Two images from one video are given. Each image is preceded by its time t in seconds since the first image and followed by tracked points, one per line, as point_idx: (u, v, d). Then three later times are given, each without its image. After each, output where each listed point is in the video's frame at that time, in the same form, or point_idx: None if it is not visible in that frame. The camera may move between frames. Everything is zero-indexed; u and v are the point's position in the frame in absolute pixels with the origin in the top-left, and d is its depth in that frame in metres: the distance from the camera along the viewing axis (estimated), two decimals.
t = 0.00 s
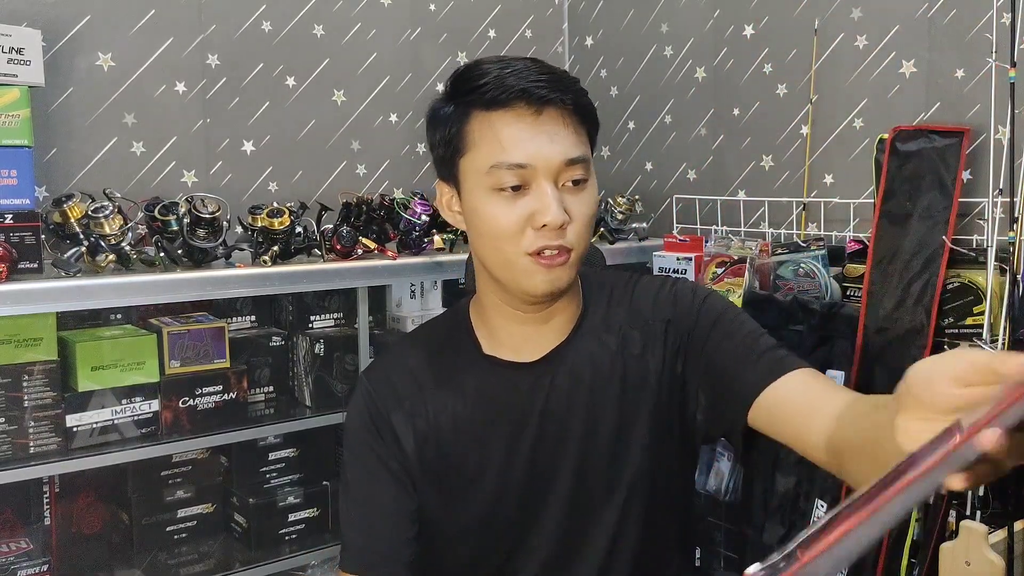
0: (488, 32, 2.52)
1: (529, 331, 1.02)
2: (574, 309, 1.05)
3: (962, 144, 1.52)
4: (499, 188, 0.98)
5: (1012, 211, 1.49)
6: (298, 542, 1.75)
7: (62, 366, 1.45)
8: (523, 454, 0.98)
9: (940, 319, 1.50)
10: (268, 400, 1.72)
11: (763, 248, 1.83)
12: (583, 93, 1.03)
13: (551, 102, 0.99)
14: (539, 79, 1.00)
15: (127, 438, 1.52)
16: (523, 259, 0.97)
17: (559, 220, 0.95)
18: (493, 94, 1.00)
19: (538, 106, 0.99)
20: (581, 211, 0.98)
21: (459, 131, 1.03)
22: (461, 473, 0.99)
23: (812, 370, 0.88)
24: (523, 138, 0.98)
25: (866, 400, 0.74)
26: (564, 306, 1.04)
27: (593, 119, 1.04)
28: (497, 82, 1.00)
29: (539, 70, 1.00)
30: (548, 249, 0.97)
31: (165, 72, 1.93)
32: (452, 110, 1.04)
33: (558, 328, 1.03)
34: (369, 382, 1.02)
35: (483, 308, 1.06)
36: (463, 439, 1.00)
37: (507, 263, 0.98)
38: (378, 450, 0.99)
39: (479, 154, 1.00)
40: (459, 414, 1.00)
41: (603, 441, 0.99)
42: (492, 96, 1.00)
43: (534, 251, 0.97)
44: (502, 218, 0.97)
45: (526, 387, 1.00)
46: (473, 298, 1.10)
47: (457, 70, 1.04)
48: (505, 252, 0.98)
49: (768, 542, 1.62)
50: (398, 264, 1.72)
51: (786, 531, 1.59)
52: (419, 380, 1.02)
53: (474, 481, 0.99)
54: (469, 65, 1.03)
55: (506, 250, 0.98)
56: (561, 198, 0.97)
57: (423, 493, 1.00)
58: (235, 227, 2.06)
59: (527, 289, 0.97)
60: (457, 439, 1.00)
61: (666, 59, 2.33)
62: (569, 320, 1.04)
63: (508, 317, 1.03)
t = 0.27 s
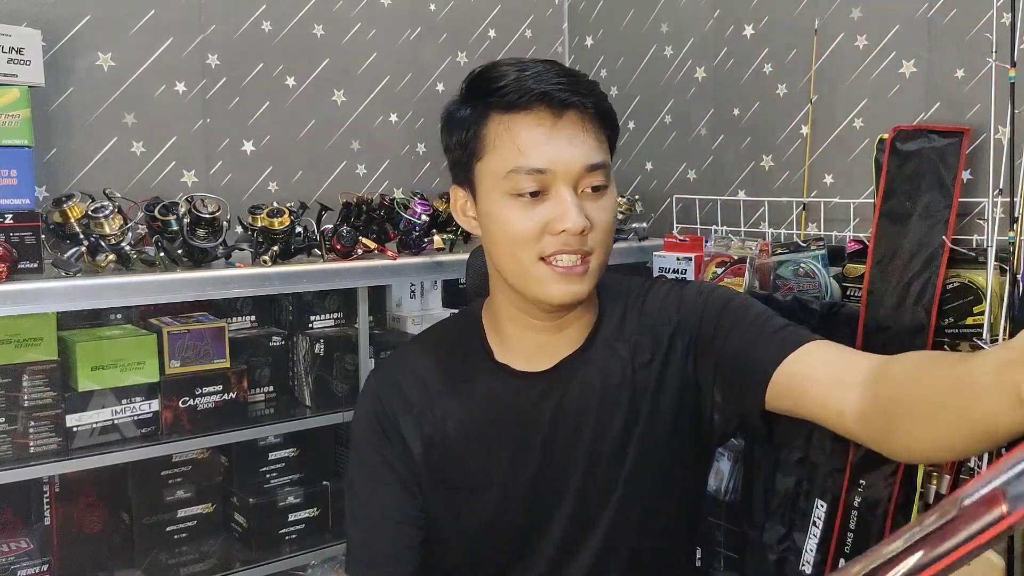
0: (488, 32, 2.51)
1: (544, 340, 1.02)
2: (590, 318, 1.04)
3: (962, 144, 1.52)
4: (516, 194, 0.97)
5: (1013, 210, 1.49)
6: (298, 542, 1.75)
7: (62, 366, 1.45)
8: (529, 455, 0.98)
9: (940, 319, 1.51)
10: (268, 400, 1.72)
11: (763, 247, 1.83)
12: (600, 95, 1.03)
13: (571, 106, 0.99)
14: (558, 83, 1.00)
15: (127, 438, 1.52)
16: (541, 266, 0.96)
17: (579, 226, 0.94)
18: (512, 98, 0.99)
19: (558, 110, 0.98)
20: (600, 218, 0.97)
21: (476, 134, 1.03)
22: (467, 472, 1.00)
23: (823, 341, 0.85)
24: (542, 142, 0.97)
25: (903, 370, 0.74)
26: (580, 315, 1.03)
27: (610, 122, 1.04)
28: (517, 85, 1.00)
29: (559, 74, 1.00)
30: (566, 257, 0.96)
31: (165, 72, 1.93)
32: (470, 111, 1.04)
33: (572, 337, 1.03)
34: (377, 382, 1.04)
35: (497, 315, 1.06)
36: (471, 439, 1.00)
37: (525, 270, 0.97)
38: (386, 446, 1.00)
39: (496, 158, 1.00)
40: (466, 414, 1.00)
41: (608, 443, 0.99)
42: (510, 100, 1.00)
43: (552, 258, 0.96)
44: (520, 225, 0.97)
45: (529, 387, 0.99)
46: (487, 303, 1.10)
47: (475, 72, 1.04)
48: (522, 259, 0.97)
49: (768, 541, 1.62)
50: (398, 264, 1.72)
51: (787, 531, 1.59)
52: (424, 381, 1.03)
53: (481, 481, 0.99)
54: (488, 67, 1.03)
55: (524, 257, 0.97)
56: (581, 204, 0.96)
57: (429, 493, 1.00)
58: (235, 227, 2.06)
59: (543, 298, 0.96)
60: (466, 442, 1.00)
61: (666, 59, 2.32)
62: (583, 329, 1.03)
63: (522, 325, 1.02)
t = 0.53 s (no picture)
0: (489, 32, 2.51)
1: (554, 354, 1.00)
2: (600, 331, 1.03)
3: (962, 144, 1.52)
4: (523, 206, 0.97)
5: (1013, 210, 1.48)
6: (298, 542, 1.75)
7: (62, 366, 1.45)
8: (529, 454, 0.99)
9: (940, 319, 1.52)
10: (268, 400, 1.72)
11: (763, 247, 1.83)
12: (612, 101, 1.02)
13: (580, 115, 0.98)
14: (569, 91, 0.99)
15: (126, 438, 1.52)
16: (547, 280, 0.96)
17: (586, 240, 0.93)
18: (521, 107, 0.99)
19: (567, 120, 0.97)
20: (609, 231, 0.96)
21: (484, 141, 1.02)
22: (468, 471, 1.00)
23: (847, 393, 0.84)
24: (550, 154, 0.96)
25: (922, 440, 0.73)
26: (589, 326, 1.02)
27: (622, 130, 1.03)
28: (526, 93, 0.99)
29: (569, 83, 0.99)
30: (573, 270, 0.96)
31: (165, 72, 1.93)
32: (478, 117, 1.03)
33: (581, 350, 1.01)
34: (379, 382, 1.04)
35: (502, 323, 1.05)
36: (472, 440, 1.00)
37: (531, 283, 0.97)
38: (387, 446, 1.00)
39: (503, 168, 0.99)
40: (468, 414, 1.01)
41: (608, 442, 0.99)
42: (519, 108, 0.99)
43: (559, 272, 0.95)
44: (526, 238, 0.96)
45: (530, 387, 0.99)
46: (494, 311, 1.09)
47: (485, 77, 1.03)
48: (529, 271, 0.97)
49: (768, 542, 1.62)
50: (398, 264, 1.72)
51: (787, 531, 1.59)
52: (425, 380, 1.03)
53: (482, 480, 0.99)
54: (497, 73, 1.02)
55: (530, 269, 0.97)
56: (588, 217, 0.95)
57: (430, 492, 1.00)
58: (235, 227, 2.06)
59: (550, 312, 0.96)
60: (468, 444, 1.00)
61: (666, 59, 2.32)
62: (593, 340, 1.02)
63: (529, 337, 1.01)
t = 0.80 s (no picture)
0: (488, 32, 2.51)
1: (554, 355, 1.00)
2: (600, 334, 1.02)
3: (962, 144, 1.53)
4: (521, 212, 0.96)
5: (1013, 211, 1.49)
6: (298, 542, 1.75)
7: (62, 366, 1.45)
8: (530, 454, 0.99)
9: (939, 319, 1.52)
10: (268, 400, 1.72)
11: (763, 247, 1.83)
12: (613, 105, 1.01)
13: (580, 119, 0.97)
14: (569, 96, 0.98)
15: (126, 438, 1.52)
16: (545, 285, 0.96)
17: (584, 247, 0.93)
18: (520, 111, 0.98)
19: (566, 125, 0.97)
20: (607, 237, 0.96)
21: (484, 144, 1.01)
22: (468, 470, 1.00)
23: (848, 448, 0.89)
24: (548, 160, 0.96)
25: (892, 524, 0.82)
26: (588, 330, 1.01)
27: (624, 134, 1.02)
28: (526, 97, 0.98)
29: (569, 87, 0.98)
30: (571, 277, 0.96)
31: (165, 72, 1.93)
32: (478, 120, 1.03)
33: (580, 352, 1.01)
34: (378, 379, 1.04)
35: (501, 325, 1.05)
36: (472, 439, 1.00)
37: (529, 288, 0.97)
38: (386, 444, 1.00)
39: (502, 173, 0.98)
40: (469, 412, 1.01)
41: (610, 441, 0.99)
42: (519, 112, 0.98)
43: (556, 278, 0.95)
44: (524, 244, 0.96)
45: (530, 387, 0.99)
46: (494, 311, 1.08)
47: (486, 79, 1.02)
48: (527, 277, 0.97)
49: (768, 542, 1.62)
50: (398, 264, 1.72)
51: (787, 531, 1.59)
52: (426, 379, 1.03)
53: (482, 479, 1.00)
54: (497, 75, 1.01)
55: (528, 275, 0.97)
56: (586, 223, 0.95)
57: (429, 491, 1.00)
58: (235, 227, 2.06)
59: (547, 317, 0.96)
60: (468, 443, 1.00)
61: (666, 59, 2.32)
62: (592, 343, 1.01)
63: (527, 339, 1.01)
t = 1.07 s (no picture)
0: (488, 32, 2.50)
1: (547, 355, 1.00)
2: (593, 333, 1.02)
3: (962, 144, 1.53)
4: (513, 212, 0.96)
5: (1013, 211, 1.48)
6: (298, 542, 1.75)
7: (62, 366, 1.45)
8: (526, 450, 0.99)
9: (940, 319, 1.52)
10: (268, 400, 1.71)
11: (763, 247, 1.83)
12: (606, 105, 1.01)
13: (572, 120, 0.97)
14: (561, 96, 0.98)
15: (126, 438, 1.52)
16: (538, 285, 0.96)
17: (575, 247, 0.93)
18: (511, 112, 0.98)
19: (558, 125, 0.96)
20: (599, 237, 0.96)
21: (476, 144, 1.01)
22: (465, 468, 1.00)
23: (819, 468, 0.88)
24: (540, 160, 0.96)
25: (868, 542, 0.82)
26: (582, 329, 1.01)
27: (617, 134, 1.02)
28: (517, 98, 0.98)
29: (561, 87, 0.98)
30: (563, 276, 0.95)
31: (165, 72, 1.93)
32: (470, 120, 1.02)
33: (574, 351, 1.00)
34: (376, 378, 1.04)
35: (495, 325, 1.04)
36: (467, 436, 1.00)
37: (522, 288, 0.97)
38: (383, 442, 1.00)
39: (494, 174, 0.98)
40: (465, 410, 1.01)
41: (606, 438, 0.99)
42: (510, 113, 0.98)
43: (549, 278, 0.95)
44: (516, 243, 0.96)
45: (528, 388, 0.99)
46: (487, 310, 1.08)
47: (478, 79, 1.02)
48: (519, 277, 0.97)
49: (767, 542, 1.62)
50: (398, 264, 1.72)
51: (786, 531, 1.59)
52: (422, 378, 1.03)
53: (478, 475, 1.00)
54: (489, 75, 1.01)
55: (521, 275, 0.96)
56: (578, 223, 0.95)
57: (426, 488, 1.01)
58: (235, 227, 2.06)
59: (540, 316, 0.96)
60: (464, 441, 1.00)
61: (666, 59, 2.32)
62: (586, 342, 1.01)
63: (519, 338, 1.00)
